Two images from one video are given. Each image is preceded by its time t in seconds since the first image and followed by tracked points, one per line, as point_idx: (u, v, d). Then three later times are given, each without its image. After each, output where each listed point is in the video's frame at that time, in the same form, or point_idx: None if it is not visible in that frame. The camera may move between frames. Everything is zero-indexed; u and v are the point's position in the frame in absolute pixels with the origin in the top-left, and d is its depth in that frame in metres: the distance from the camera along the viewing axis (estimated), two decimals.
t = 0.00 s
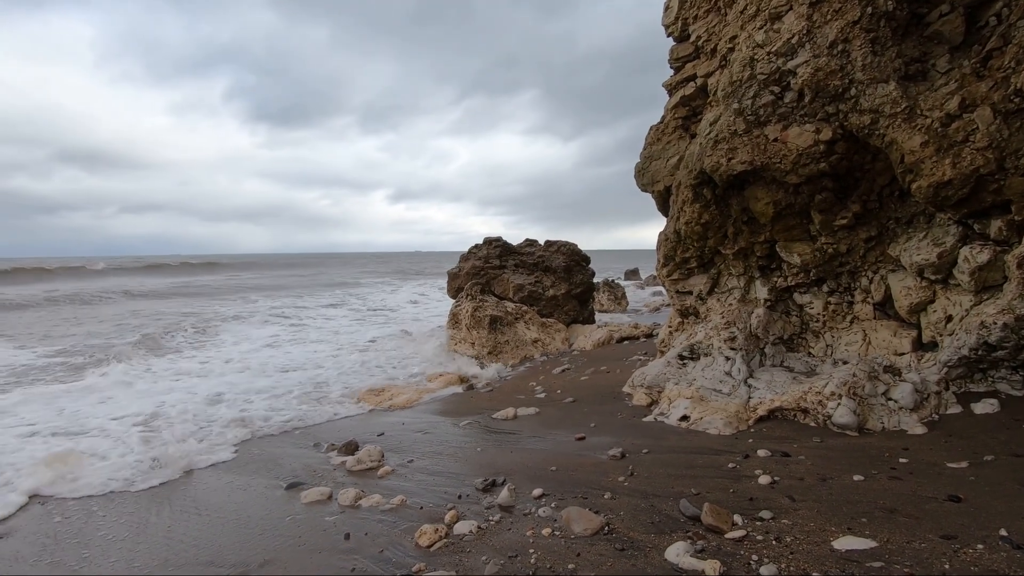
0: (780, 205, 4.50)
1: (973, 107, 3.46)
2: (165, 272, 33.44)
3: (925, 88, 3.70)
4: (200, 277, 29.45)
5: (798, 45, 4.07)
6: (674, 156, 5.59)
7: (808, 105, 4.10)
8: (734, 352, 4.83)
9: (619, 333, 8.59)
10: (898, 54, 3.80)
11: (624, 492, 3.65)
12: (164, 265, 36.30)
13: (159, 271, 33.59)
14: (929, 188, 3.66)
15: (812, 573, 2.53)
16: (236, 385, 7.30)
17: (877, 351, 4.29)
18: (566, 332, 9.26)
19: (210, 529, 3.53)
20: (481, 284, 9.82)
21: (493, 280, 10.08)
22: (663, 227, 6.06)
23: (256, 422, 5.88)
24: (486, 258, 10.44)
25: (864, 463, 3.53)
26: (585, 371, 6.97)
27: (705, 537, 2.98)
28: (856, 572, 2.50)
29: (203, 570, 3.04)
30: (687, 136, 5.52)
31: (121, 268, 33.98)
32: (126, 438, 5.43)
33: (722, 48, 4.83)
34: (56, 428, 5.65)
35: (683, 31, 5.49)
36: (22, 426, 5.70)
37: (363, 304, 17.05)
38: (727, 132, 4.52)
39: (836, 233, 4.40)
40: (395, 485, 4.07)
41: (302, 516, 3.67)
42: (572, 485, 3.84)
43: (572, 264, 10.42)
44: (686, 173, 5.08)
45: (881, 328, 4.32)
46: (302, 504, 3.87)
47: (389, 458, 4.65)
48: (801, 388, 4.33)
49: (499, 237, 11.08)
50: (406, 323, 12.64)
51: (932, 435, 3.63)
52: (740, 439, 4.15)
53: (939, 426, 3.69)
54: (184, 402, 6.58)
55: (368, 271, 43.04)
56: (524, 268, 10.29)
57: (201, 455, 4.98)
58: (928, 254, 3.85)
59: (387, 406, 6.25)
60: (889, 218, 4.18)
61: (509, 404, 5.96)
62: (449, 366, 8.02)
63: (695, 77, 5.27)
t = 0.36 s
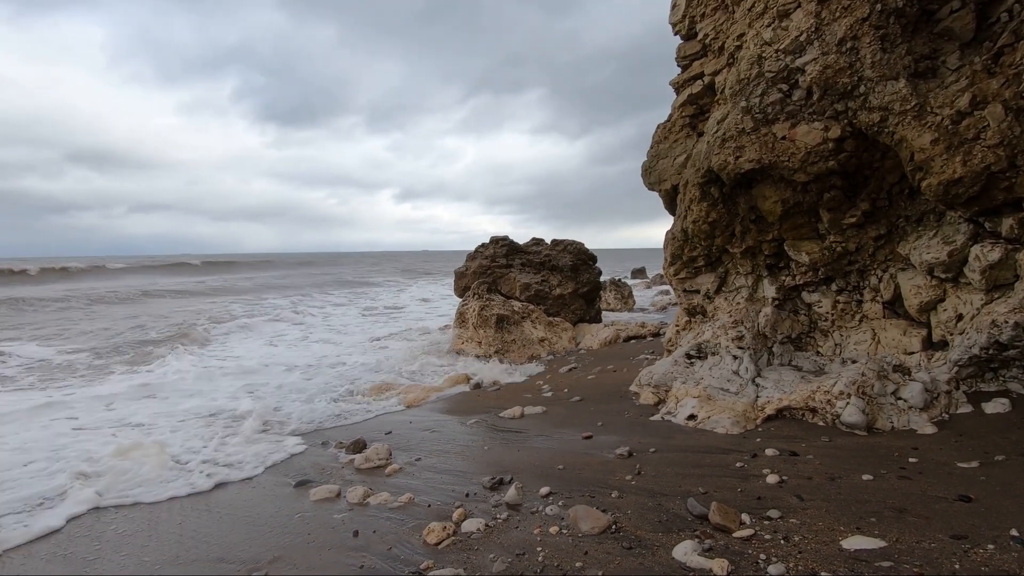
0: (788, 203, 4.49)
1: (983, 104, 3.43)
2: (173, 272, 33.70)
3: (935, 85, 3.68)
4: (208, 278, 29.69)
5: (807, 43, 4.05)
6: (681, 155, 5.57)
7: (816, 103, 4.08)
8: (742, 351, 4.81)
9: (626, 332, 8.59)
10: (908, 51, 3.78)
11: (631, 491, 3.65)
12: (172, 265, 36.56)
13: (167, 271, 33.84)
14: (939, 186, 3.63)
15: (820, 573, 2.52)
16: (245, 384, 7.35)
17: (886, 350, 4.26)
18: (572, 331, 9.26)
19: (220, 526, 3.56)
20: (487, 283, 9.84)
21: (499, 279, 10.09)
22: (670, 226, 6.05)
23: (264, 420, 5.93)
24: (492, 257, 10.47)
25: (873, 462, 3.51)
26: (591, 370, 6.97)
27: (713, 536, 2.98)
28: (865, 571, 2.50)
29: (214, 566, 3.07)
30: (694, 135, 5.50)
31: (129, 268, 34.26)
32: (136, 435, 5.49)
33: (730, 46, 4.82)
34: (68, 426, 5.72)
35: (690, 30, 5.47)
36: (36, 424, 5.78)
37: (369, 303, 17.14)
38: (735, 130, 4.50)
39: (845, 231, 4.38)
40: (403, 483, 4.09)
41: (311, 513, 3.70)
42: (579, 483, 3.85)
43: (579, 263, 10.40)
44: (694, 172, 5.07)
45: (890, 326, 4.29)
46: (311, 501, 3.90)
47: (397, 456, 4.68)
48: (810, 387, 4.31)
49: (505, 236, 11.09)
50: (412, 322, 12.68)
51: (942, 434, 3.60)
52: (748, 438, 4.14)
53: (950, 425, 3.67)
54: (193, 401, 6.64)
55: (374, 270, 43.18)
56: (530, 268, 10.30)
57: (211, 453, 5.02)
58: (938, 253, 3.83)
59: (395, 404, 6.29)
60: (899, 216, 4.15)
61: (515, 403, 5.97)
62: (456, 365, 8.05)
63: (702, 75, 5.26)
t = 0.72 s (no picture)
0: (797, 204, 4.47)
1: (995, 104, 3.40)
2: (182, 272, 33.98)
3: (946, 85, 3.65)
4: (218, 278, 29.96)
5: (816, 43, 4.04)
6: (689, 156, 5.56)
7: (825, 104, 4.06)
8: (750, 352, 4.79)
9: (633, 333, 8.58)
10: (918, 50, 3.75)
11: (639, 492, 3.65)
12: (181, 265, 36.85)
13: (176, 271, 34.12)
14: (950, 186, 3.61)
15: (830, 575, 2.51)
16: (253, 382, 7.40)
17: (896, 352, 4.23)
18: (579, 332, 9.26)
19: (231, 524, 3.59)
20: (495, 284, 9.86)
21: (506, 280, 10.11)
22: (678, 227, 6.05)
23: (272, 415, 5.96)
24: (499, 258, 10.50)
25: (883, 464, 3.49)
26: (599, 371, 6.97)
27: (721, 537, 2.98)
28: (875, 574, 2.48)
29: (225, 565, 3.09)
30: (702, 135, 5.49)
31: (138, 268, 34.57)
32: (146, 429, 5.54)
33: (738, 46, 4.80)
34: (80, 421, 5.78)
35: (698, 30, 5.47)
36: (49, 419, 5.85)
37: (377, 303, 17.22)
38: (744, 131, 4.49)
39: (855, 232, 4.35)
40: (411, 483, 4.11)
41: (320, 512, 3.72)
42: (587, 484, 3.85)
43: (586, 264, 10.38)
44: (702, 172, 5.06)
45: (900, 328, 4.26)
46: (320, 500, 3.92)
47: (405, 456, 4.70)
48: (819, 388, 4.29)
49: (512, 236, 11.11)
50: (419, 322, 12.72)
51: (954, 437, 3.58)
52: (757, 440, 4.13)
53: (961, 428, 3.64)
54: (202, 398, 6.69)
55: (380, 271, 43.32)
56: (537, 268, 10.31)
57: (221, 444, 5.06)
58: (949, 254, 3.80)
59: (403, 403, 6.31)
60: (909, 217, 4.13)
61: (523, 404, 5.97)
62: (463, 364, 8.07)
63: (711, 75, 5.25)
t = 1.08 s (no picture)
0: (816, 207, 4.42)
1: (1022, 105, 3.34)
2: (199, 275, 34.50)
3: (970, 86, 3.59)
4: (236, 280, 30.43)
5: (836, 45, 4.00)
6: (706, 159, 5.53)
7: (845, 106, 4.01)
8: (769, 357, 4.74)
9: (649, 337, 8.55)
10: (941, 52, 3.70)
11: (656, 497, 3.63)
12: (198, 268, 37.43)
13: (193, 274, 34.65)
14: (975, 190, 3.55)
15: None
16: (271, 383, 7.48)
17: (919, 357, 4.15)
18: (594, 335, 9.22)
19: (250, 525, 3.63)
20: (510, 287, 9.87)
21: (521, 283, 10.12)
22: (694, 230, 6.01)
23: (290, 416, 6.02)
24: (514, 261, 10.53)
25: (906, 472, 3.43)
26: (614, 375, 6.94)
27: (740, 544, 2.94)
28: None
29: (246, 564, 3.13)
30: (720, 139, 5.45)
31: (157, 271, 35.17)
32: (166, 428, 5.62)
33: (756, 49, 4.78)
34: (103, 418, 5.90)
35: (715, 33, 5.45)
36: (73, 417, 5.98)
37: (392, 306, 17.36)
38: (761, 134, 4.45)
39: (876, 236, 4.30)
40: (427, 486, 4.12)
41: (338, 514, 3.75)
42: (603, 488, 3.84)
43: (601, 267, 10.35)
44: (719, 176, 5.03)
45: (923, 333, 4.18)
46: (337, 501, 3.96)
47: (422, 458, 4.72)
48: (839, 394, 4.23)
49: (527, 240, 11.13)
50: (434, 325, 12.77)
51: (980, 445, 3.51)
52: (776, 446, 4.08)
53: (987, 436, 3.57)
54: (221, 397, 6.78)
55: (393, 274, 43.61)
56: (552, 272, 10.31)
57: (239, 444, 5.12)
58: (973, 258, 3.72)
59: (419, 406, 6.34)
60: (932, 220, 4.07)
61: (539, 407, 5.97)
62: (477, 367, 8.08)
63: (728, 78, 5.22)
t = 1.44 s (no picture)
0: (848, 208, 4.33)
1: None
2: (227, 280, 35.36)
3: (1010, 83, 3.47)
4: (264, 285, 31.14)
5: (867, 43, 3.92)
6: (732, 161, 5.46)
7: (877, 105, 3.92)
8: (799, 362, 4.65)
9: (674, 341, 8.47)
10: (979, 48, 3.59)
11: (685, 503, 3.58)
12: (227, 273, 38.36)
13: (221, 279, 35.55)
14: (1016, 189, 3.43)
15: None
16: (298, 387, 7.61)
17: (957, 363, 3.99)
18: (618, 340, 9.16)
19: (281, 525, 3.70)
20: (533, 291, 9.88)
21: (544, 287, 10.13)
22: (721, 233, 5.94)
23: (318, 418, 6.12)
24: (537, 265, 10.55)
25: (945, 481, 3.32)
26: (639, 380, 6.88)
27: (772, 553, 2.89)
28: None
29: (276, 563, 3.19)
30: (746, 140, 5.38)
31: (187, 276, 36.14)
32: (198, 430, 5.76)
33: (783, 48, 4.71)
34: (139, 419, 6.08)
35: (741, 33, 5.39)
36: (111, 417, 6.19)
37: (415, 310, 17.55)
38: (790, 135, 4.38)
39: (910, 237, 4.18)
40: (453, 489, 4.14)
41: (366, 515, 3.79)
42: (630, 494, 3.80)
43: (624, 271, 10.28)
44: (746, 178, 4.96)
45: (962, 338, 4.02)
46: (365, 503, 4.01)
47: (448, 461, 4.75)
48: (873, 400, 4.12)
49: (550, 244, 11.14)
50: (457, 330, 12.84)
51: None
52: (807, 453, 4.00)
53: None
54: (251, 400, 6.93)
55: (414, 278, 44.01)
56: (575, 276, 10.30)
57: (267, 446, 5.21)
58: (1014, 260, 3.55)
59: (444, 408, 6.38)
60: (970, 221, 3.94)
61: (563, 412, 5.95)
62: (501, 371, 8.09)
63: (754, 79, 5.15)
